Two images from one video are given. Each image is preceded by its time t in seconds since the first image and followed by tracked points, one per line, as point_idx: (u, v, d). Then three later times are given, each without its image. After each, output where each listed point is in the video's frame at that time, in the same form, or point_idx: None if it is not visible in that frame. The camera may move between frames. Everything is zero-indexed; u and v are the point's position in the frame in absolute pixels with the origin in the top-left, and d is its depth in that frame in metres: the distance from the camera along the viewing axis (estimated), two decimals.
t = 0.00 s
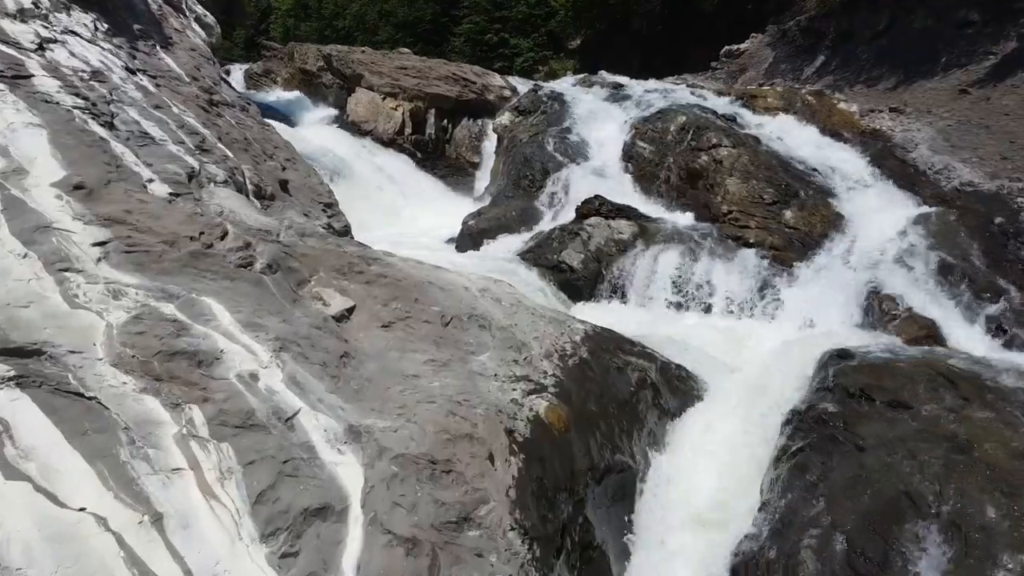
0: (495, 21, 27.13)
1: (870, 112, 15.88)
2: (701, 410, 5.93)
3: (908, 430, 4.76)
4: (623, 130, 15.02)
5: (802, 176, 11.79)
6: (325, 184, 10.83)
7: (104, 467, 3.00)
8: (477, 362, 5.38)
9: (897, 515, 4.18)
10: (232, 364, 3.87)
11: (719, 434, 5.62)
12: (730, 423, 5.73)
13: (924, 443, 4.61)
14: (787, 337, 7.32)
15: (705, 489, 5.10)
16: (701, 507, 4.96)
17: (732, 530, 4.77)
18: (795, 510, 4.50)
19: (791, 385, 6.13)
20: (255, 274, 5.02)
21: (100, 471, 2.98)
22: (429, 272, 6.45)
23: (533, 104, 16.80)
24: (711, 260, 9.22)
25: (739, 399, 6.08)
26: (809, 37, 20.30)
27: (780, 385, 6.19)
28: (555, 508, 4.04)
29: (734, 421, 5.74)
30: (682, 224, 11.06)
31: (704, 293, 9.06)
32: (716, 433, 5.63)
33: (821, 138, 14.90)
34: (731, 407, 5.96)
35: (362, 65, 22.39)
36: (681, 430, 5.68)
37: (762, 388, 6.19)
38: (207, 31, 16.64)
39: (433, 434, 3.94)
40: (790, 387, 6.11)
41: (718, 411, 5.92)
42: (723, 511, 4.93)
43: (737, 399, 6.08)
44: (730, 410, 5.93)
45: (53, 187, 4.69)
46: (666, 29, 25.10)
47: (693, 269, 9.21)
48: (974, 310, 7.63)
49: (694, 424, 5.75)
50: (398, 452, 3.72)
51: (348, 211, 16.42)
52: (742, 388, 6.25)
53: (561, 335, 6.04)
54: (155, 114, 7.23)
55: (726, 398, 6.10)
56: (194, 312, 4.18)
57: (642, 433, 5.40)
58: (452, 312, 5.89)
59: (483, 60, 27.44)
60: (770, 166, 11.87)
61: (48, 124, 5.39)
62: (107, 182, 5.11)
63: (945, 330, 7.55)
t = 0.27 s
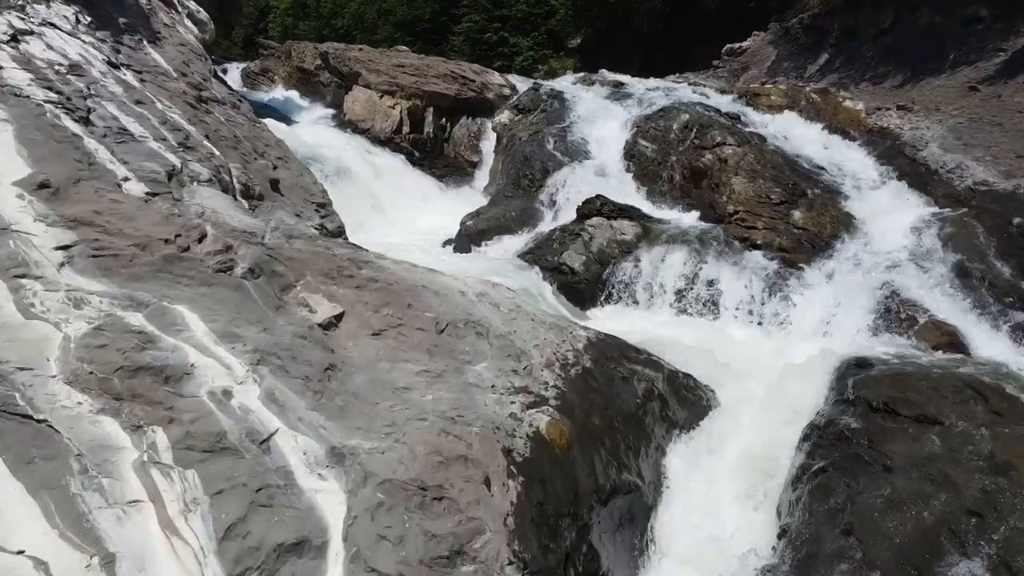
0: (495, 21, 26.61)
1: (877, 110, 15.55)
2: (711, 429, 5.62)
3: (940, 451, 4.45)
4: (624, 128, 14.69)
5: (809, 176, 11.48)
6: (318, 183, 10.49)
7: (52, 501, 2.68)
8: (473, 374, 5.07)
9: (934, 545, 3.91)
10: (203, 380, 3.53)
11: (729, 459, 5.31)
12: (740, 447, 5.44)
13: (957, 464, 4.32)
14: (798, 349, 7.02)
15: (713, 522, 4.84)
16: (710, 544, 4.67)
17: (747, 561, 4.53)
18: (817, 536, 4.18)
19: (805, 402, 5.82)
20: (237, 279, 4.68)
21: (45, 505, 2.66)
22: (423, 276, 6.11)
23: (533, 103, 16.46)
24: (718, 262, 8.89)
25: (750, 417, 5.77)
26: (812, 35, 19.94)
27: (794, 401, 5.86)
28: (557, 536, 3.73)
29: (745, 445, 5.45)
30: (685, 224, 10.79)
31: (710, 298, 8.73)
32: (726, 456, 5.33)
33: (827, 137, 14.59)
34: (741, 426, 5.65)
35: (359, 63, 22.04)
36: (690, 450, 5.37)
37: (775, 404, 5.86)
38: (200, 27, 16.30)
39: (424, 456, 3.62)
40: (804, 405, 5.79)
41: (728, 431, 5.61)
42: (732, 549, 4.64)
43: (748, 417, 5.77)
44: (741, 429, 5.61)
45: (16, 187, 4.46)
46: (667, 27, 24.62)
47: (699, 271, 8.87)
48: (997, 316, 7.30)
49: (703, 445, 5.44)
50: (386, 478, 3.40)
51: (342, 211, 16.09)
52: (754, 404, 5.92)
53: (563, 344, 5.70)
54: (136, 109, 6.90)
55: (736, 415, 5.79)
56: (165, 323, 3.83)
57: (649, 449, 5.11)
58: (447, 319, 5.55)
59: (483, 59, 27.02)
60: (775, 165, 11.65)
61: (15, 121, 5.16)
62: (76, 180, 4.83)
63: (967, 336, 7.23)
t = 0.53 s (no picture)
0: (494, 20, 25.90)
1: (885, 108, 15.22)
2: (725, 443, 5.31)
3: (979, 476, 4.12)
4: (626, 127, 14.36)
5: (818, 175, 11.16)
6: (310, 182, 10.13)
7: None
8: (467, 388, 4.74)
9: None
10: (167, 400, 3.21)
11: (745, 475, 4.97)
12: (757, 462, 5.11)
13: (995, 490, 4.01)
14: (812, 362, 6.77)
15: (730, 544, 4.50)
16: (727, 570, 4.34)
17: None
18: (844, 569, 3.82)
19: (824, 419, 5.52)
20: (213, 286, 4.35)
21: None
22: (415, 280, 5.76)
23: (532, 101, 16.11)
24: (725, 266, 8.61)
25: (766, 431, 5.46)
26: (814, 32, 19.54)
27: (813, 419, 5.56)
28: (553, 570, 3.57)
29: (762, 461, 5.11)
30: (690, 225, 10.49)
31: (718, 301, 8.43)
32: (740, 474, 5.02)
33: (834, 136, 14.27)
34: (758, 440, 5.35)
35: (356, 61, 21.71)
36: (702, 466, 5.07)
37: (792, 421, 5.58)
38: (192, 24, 16.00)
39: (413, 483, 3.34)
40: (824, 420, 5.49)
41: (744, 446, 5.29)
42: None
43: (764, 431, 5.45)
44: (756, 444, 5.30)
45: None
46: (669, 25, 23.94)
47: (704, 275, 8.62)
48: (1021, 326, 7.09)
49: (717, 460, 5.14)
50: (369, 510, 3.10)
51: (337, 210, 15.71)
52: (770, 419, 5.63)
53: (564, 353, 5.35)
54: (115, 104, 6.58)
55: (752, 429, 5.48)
56: (126, 334, 3.52)
57: (654, 468, 4.85)
58: (441, 327, 5.20)
59: (483, 57, 26.26)
60: (781, 164, 11.36)
61: None
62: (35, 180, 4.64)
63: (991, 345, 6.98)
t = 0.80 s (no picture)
0: (493, 18, 25.10)
1: (892, 106, 14.91)
2: (739, 462, 5.05)
3: None
4: (628, 125, 14.01)
5: (826, 175, 10.81)
6: (302, 181, 9.77)
7: None
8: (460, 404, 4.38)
9: None
10: (121, 425, 3.10)
11: (761, 502, 4.74)
12: (773, 486, 4.87)
13: None
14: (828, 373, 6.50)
15: None
16: None
17: None
18: None
19: (845, 437, 5.27)
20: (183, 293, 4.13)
21: None
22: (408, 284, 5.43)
23: (532, 99, 15.75)
24: (734, 268, 8.27)
25: (783, 452, 5.20)
26: (817, 30, 19.22)
27: (832, 437, 5.30)
28: None
29: (779, 485, 4.87)
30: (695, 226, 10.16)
31: (725, 307, 8.15)
32: (759, 498, 4.79)
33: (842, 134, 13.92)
34: (773, 461, 5.09)
35: (353, 59, 21.36)
36: (716, 487, 4.83)
37: (809, 439, 5.32)
38: (184, 20, 15.65)
39: (397, 518, 3.21)
40: (842, 439, 5.24)
41: (760, 467, 5.04)
42: None
43: (779, 452, 5.20)
44: (772, 466, 5.05)
45: None
46: (669, 24, 23.51)
47: (712, 278, 8.30)
48: None
49: (730, 481, 4.90)
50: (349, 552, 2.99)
51: (330, 211, 15.36)
52: (786, 437, 5.36)
53: (566, 363, 5.00)
54: (91, 98, 6.27)
55: (767, 450, 5.23)
56: (79, 352, 3.39)
57: (665, 488, 4.52)
58: (434, 335, 4.85)
59: (482, 58, 25.43)
60: (789, 164, 11.03)
61: None
62: None
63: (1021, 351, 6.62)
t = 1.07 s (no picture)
0: (493, 18, 24.70)
1: (901, 105, 14.66)
2: (759, 486, 4.73)
3: None
4: (629, 125, 13.67)
5: (835, 176, 10.49)
6: (293, 183, 9.43)
7: None
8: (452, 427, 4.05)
9: None
10: (61, 470, 2.81)
11: (785, 529, 4.42)
12: (797, 511, 4.55)
13: None
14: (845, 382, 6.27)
15: None
16: None
17: None
18: None
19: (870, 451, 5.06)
20: (146, 311, 3.84)
21: None
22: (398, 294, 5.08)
23: (531, 98, 15.41)
24: (741, 273, 7.97)
25: (807, 471, 4.87)
26: (819, 28, 18.83)
27: (857, 458, 4.99)
28: None
29: (804, 509, 4.55)
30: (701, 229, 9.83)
31: (735, 315, 7.81)
32: (783, 517, 4.53)
33: (848, 134, 13.61)
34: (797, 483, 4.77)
35: (350, 58, 21.01)
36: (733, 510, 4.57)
37: (834, 458, 5.00)
38: (175, 18, 15.30)
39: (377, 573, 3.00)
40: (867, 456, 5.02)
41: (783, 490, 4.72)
42: None
43: (803, 470, 4.87)
44: (796, 488, 4.72)
45: None
46: (669, 23, 23.15)
47: (718, 284, 7.99)
48: None
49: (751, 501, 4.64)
50: None
51: (323, 213, 14.95)
52: (810, 455, 5.03)
53: (566, 381, 4.68)
54: (63, 96, 5.93)
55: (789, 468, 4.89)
56: (19, 384, 3.08)
57: (676, 518, 4.25)
58: (426, 352, 4.53)
59: (481, 57, 25.00)
60: (795, 165, 10.69)
61: None
62: None
63: None
